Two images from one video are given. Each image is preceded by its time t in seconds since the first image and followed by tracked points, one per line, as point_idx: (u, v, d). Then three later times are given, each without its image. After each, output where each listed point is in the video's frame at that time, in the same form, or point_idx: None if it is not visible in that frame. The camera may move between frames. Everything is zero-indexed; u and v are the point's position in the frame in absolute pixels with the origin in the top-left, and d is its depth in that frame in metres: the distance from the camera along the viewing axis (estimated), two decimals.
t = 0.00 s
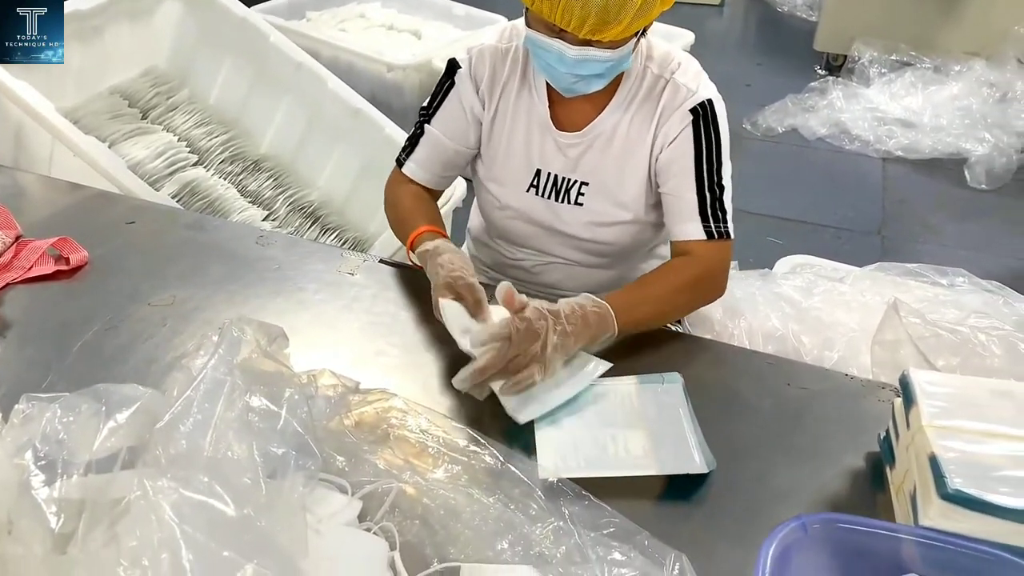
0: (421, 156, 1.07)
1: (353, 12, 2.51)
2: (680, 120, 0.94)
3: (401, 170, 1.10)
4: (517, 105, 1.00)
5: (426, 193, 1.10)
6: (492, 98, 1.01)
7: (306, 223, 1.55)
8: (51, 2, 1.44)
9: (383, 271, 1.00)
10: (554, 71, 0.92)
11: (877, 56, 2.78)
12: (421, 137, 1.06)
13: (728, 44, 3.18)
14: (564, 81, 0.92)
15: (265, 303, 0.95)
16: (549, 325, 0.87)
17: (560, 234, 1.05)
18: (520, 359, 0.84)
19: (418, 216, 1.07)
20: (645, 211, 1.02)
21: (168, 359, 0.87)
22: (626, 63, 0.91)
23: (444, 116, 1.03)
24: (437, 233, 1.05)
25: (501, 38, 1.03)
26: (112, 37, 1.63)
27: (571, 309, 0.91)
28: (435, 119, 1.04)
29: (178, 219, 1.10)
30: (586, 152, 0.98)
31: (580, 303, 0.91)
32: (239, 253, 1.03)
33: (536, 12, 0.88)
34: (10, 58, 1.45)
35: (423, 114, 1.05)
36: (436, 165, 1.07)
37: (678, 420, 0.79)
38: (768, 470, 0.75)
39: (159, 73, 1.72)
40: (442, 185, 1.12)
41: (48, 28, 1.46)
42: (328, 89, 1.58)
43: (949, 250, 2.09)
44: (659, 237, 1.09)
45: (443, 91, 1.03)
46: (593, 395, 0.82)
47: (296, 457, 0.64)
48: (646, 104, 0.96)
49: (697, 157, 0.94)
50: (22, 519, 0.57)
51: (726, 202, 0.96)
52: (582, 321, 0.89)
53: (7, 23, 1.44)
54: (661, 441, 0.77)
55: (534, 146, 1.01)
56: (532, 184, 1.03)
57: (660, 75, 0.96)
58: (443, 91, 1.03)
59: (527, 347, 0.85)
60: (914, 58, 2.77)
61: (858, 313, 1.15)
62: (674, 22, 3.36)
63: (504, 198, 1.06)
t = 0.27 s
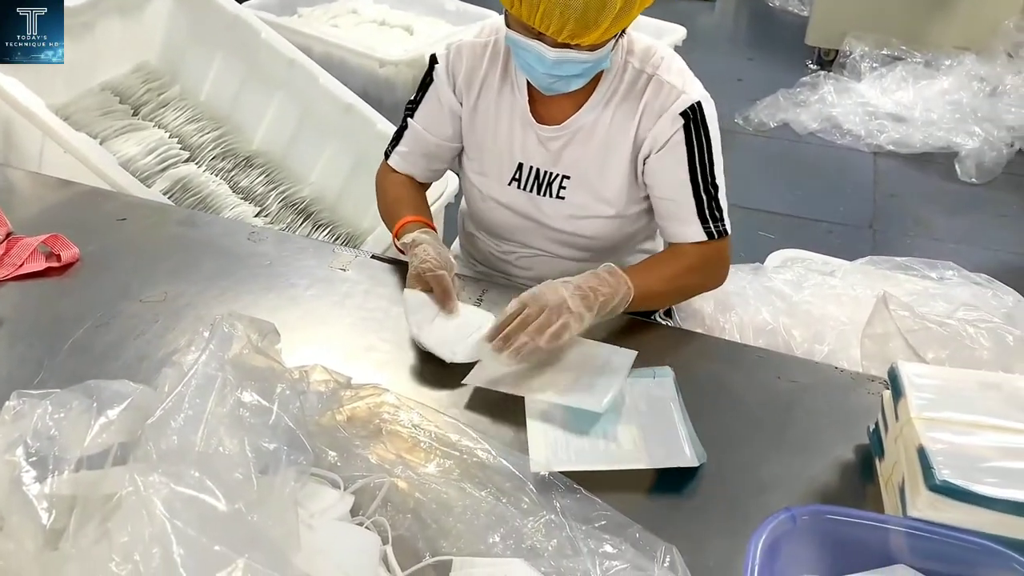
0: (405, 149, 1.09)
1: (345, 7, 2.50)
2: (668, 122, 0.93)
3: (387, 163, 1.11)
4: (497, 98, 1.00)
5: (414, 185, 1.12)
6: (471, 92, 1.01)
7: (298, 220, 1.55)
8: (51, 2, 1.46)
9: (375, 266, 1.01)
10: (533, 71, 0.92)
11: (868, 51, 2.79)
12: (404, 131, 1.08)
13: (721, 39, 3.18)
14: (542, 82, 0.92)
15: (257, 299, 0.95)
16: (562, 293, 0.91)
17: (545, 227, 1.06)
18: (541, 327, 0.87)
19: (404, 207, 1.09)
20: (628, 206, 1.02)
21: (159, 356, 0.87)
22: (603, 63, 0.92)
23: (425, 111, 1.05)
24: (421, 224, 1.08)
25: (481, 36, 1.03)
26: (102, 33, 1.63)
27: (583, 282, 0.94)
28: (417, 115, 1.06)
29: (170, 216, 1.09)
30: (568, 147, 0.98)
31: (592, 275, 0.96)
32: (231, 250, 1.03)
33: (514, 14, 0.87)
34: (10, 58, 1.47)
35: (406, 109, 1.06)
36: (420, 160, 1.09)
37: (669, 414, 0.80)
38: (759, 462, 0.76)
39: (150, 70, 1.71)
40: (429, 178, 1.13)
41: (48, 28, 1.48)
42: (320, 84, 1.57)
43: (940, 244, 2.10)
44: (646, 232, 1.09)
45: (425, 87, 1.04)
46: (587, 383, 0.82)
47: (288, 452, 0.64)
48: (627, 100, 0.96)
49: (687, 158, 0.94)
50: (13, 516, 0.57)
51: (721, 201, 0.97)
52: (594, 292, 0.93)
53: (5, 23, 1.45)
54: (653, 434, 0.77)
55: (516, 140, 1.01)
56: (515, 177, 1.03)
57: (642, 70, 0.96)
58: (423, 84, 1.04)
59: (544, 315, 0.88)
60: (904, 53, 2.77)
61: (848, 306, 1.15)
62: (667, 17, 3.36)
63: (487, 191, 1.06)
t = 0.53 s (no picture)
0: (396, 150, 1.09)
1: (337, 4, 2.49)
2: (663, 117, 0.94)
3: (378, 166, 1.11)
4: (490, 95, 1.00)
5: (406, 186, 1.12)
6: (465, 90, 1.01)
7: (292, 217, 1.55)
8: (51, 3, 1.47)
9: (368, 263, 1.01)
10: (526, 71, 0.92)
11: (860, 47, 2.79)
12: (396, 131, 1.07)
13: (714, 35, 3.18)
14: (536, 81, 0.92)
15: (250, 296, 0.95)
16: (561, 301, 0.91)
17: (540, 223, 1.06)
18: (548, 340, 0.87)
19: (401, 209, 1.10)
20: (623, 199, 1.03)
21: (153, 353, 0.87)
22: (596, 61, 0.92)
23: (418, 110, 1.04)
24: (422, 225, 1.08)
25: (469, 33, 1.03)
26: (94, 31, 1.62)
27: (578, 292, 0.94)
28: (409, 115, 1.05)
29: (163, 213, 1.09)
30: (562, 142, 0.99)
31: (585, 279, 0.96)
32: (224, 247, 1.03)
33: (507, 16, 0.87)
34: (11, 58, 1.48)
35: (398, 108, 1.06)
36: (411, 160, 1.09)
37: (662, 409, 0.80)
38: (752, 456, 0.76)
39: (143, 67, 1.71)
40: (420, 178, 1.14)
41: (49, 29, 1.49)
42: (313, 81, 1.57)
43: (932, 240, 2.11)
44: (639, 226, 1.10)
45: (416, 86, 1.04)
46: (580, 382, 0.84)
47: (282, 448, 0.64)
48: (619, 95, 0.96)
49: (681, 153, 0.95)
50: (6, 513, 0.57)
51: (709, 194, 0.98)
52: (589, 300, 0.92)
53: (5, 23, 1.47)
54: (649, 430, 0.78)
55: (509, 137, 1.01)
56: (509, 174, 1.03)
57: (633, 63, 0.96)
58: (415, 85, 1.04)
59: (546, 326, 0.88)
60: (897, 49, 2.78)
61: (840, 301, 1.16)
62: (660, 13, 3.36)
63: (482, 187, 1.06)
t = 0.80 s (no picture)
0: (393, 150, 1.08)
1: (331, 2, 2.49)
2: (656, 110, 0.94)
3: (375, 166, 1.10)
4: (484, 92, 1.01)
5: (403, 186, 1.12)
6: (460, 88, 1.01)
7: (286, 215, 1.55)
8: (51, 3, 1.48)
9: (363, 262, 1.01)
10: (522, 68, 0.92)
11: (853, 43, 2.80)
12: (392, 133, 1.07)
13: (707, 32, 3.19)
14: (532, 78, 0.93)
15: (244, 295, 0.95)
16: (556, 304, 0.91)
17: (535, 220, 1.06)
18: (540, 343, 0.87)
19: (400, 210, 1.09)
20: (618, 194, 1.03)
21: (147, 352, 0.87)
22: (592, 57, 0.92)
23: (414, 110, 1.04)
24: (423, 224, 1.08)
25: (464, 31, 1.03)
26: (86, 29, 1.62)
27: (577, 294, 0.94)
28: (405, 115, 1.05)
29: (157, 212, 1.09)
30: (557, 137, 0.99)
31: (580, 281, 0.96)
32: (218, 246, 1.03)
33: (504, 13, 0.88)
34: (10, 58, 1.48)
35: (393, 108, 1.06)
36: (408, 159, 1.09)
37: (658, 407, 0.80)
38: (744, 452, 0.77)
39: (136, 66, 1.71)
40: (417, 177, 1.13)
41: (48, 29, 1.50)
42: (306, 78, 1.57)
43: (925, 235, 2.11)
44: (633, 222, 1.10)
45: (411, 87, 1.04)
46: (576, 383, 0.84)
47: (276, 446, 0.65)
48: (613, 90, 0.96)
49: (676, 146, 0.95)
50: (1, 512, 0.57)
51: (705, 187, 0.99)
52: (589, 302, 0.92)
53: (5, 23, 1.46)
54: (648, 428, 0.78)
55: (504, 133, 1.01)
56: (504, 172, 1.03)
57: (627, 58, 0.96)
58: (410, 86, 1.04)
59: (544, 327, 0.88)
60: (889, 45, 2.79)
61: (832, 297, 1.16)
62: (654, 10, 3.36)
63: (477, 185, 1.06)
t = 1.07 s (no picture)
0: (394, 151, 1.08)
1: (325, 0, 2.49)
2: (648, 108, 0.95)
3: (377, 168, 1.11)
4: (479, 89, 1.01)
5: (407, 185, 1.11)
6: (455, 85, 1.01)
7: (281, 214, 1.55)
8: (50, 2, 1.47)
9: (358, 260, 1.01)
10: (516, 63, 0.92)
11: (846, 41, 2.81)
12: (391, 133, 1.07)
13: (701, 30, 3.19)
14: (526, 72, 0.93)
15: (240, 294, 0.95)
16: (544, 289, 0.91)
17: (530, 218, 1.06)
18: (531, 326, 0.87)
19: (404, 206, 1.08)
20: (612, 192, 1.03)
21: (142, 351, 0.87)
22: (586, 53, 0.92)
23: (411, 108, 1.04)
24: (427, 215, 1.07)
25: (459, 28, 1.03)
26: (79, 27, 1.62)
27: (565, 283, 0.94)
28: (404, 115, 1.05)
29: (152, 211, 1.09)
30: (551, 135, 0.99)
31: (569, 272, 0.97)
32: (213, 245, 1.03)
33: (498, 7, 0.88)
34: (10, 58, 1.46)
35: (391, 108, 1.06)
36: (410, 160, 1.08)
37: (652, 404, 0.81)
38: (739, 449, 0.77)
39: (130, 64, 1.70)
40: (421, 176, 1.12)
41: (47, 28, 1.50)
42: (300, 77, 1.57)
43: (918, 232, 2.12)
44: (627, 220, 1.10)
45: (409, 86, 1.03)
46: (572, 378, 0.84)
47: (272, 445, 0.65)
48: (608, 88, 0.96)
49: (667, 144, 0.96)
50: None
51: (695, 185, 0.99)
52: (578, 291, 0.93)
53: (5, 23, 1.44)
54: (642, 425, 0.78)
55: (498, 131, 1.01)
56: (499, 169, 1.03)
57: (621, 56, 0.97)
58: (408, 84, 1.03)
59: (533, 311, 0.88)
60: (882, 42, 2.80)
61: (826, 294, 1.17)
62: (648, 8, 3.36)
63: (472, 184, 1.06)
